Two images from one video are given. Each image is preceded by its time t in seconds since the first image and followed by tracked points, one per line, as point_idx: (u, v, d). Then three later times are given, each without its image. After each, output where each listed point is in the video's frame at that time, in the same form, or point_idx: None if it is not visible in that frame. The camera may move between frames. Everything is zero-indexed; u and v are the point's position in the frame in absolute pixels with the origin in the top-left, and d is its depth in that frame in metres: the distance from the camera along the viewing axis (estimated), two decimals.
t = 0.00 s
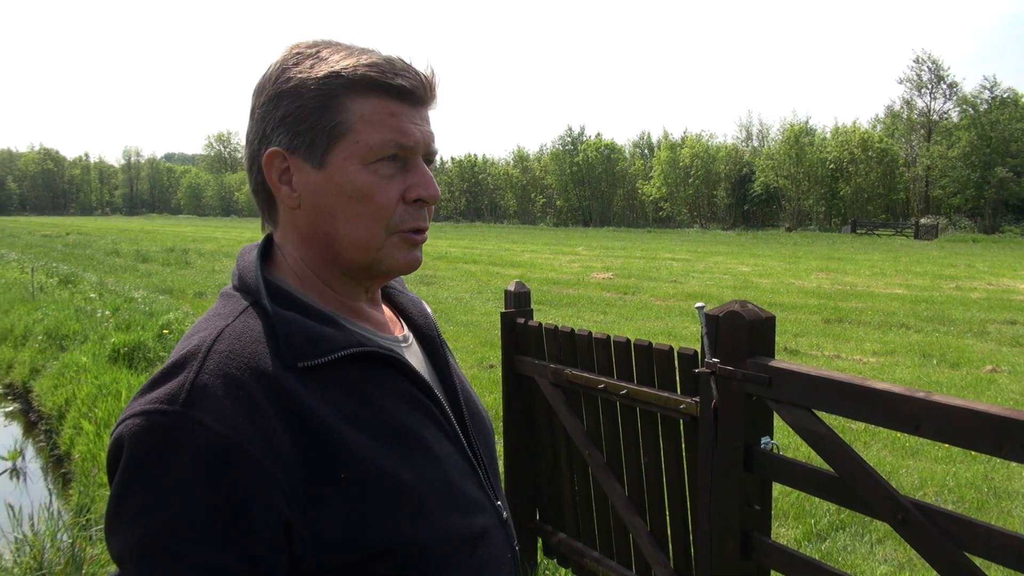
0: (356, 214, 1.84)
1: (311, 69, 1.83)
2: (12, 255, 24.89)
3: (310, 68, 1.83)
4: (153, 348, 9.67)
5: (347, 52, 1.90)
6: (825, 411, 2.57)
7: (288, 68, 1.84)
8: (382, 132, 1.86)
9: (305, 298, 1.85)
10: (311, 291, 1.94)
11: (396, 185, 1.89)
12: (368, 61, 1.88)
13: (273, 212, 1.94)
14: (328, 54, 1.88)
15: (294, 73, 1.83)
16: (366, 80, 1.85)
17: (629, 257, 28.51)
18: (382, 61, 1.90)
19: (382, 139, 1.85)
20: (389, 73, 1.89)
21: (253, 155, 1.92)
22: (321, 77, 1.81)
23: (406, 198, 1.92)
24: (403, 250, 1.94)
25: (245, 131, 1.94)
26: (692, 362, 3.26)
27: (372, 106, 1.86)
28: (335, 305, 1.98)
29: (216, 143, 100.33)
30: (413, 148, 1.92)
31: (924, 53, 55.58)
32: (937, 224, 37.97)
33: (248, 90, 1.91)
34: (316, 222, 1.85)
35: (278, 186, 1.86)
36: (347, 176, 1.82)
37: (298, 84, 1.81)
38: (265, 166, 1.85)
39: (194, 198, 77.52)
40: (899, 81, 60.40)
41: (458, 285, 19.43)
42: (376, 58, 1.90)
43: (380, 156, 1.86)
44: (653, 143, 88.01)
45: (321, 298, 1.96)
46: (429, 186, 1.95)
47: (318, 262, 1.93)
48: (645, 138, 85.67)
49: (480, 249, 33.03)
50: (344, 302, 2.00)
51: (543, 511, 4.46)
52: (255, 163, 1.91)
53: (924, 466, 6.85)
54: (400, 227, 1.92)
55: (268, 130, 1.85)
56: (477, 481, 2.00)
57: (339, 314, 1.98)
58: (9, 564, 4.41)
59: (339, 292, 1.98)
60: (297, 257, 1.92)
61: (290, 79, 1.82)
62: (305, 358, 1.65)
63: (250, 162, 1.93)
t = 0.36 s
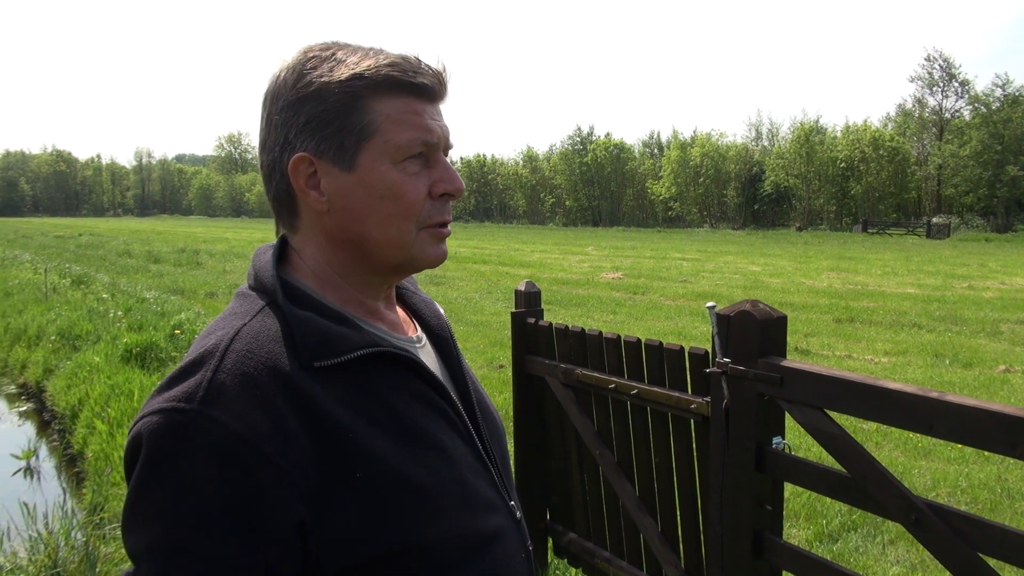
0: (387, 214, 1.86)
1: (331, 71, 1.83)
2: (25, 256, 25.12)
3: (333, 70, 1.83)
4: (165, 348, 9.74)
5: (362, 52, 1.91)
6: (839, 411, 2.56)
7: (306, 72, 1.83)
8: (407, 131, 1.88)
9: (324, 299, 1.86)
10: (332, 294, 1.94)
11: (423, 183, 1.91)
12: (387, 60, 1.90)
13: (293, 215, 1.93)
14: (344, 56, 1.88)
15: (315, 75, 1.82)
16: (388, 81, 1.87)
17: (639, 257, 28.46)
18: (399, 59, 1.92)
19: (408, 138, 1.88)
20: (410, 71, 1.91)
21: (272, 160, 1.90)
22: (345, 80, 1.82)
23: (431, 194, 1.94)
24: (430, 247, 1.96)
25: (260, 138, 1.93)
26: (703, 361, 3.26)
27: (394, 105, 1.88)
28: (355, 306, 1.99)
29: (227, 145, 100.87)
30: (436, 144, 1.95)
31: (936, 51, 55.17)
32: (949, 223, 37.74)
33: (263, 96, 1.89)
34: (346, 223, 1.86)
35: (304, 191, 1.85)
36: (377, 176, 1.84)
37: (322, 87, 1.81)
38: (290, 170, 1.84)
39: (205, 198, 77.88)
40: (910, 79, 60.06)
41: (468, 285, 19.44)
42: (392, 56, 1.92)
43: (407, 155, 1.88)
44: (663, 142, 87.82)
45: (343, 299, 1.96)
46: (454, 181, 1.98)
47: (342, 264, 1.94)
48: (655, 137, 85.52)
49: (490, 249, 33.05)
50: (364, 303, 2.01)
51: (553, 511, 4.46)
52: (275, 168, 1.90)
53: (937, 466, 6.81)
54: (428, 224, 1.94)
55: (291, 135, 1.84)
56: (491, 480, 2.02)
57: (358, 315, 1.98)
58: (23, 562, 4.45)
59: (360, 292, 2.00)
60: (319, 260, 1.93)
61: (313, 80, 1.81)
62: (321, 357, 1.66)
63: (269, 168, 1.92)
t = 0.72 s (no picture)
0: (392, 212, 1.87)
1: (335, 70, 1.83)
2: (33, 256, 25.22)
3: (336, 68, 1.83)
4: (171, 347, 9.77)
5: (364, 51, 1.91)
6: (845, 410, 2.56)
7: (311, 70, 1.84)
8: (411, 128, 1.89)
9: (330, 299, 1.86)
10: (334, 296, 1.94)
11: (425, 181, 1.92)
12: (389, 59, 1.90)
13: (296, 216, 1.93)
14: (347, 55, 1.89)
15: (318, 74, 1.82)
16: (392, 79, 1.87)
17: (644, 256, 28.39)
18: (401, 58, 1.92)
19: (413, 135, 1.88)
20: (413, 70, 1.92)
21: (275, 159, 1.89)
22: (351, 77, 1.82)
23: (435, 191, 1.95)
24: (433, 244, 1.97)
25: (262, 139, 1.93)
26: (708, 360, 3.25)
27: (398, 103, 1.89)
28: (358, 306, 1.99)
29: (233, 145, 101.13)
30: (438, 143, 1.96)
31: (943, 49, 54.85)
32: (956, 221, 37.53)
33: (264, 94, 1.89)
34: (352, 222, 1.87)
35: (308, 188, 1.85)
36: (383, 174, 1.84)
37: (326, 86, 1.81)
38: (295, 169, 1.84)
39: (211, 198, 78.04)
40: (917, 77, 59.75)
41: (473, 285, 19.42)
42: (395, 56, 1.92)
43: (411, 153, 1.89)
44: (668, 141, 87.59)
45: (346, 299, 1.96)
46: (456, 179, 1.99)
47: (345, 262, 1.94)
48: (660, 136, 85.33)
49: (495, 248, 33.03)
50: (367, 302, 2.01)
51: (559, 510, 4.46)
52: (278, 167, 1.89)
53: (944, 466, 6.78)
54: (431, 221, 1.95)
55: (295, 133, 1.84)
56: (500, 478, 2.01)
57: (362, 315, 1.98)
58: (31, 560, 4.46)
59: (364, 291, 1.99)
60: (322, 260, 1.93)
61: (316, 79, 1.82)
62: (330, 357, 1.66)
63: (272, 167, 1.91)
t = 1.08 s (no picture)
0: (407, 210, 1.88)
1: (351, 68, 1.83)
2: (35, 254, 25.24)
3: (352, 67, 1.83)
4: (173, 345, 9.78)
5: (374, 50, 1.91)
6: (846, 408, 2.55)
7: (326, 67, 1.82)
8: (425, 129, 1.91)
9: (336, 297, 1.86)
10: (340, 294, 1.94)
11: (436, 181, 1.94)
12: (401, 59, 1.91)
13: (303, 212, 1.91)
14: (359, 53, 1.88)
15: (333, 70, 1.81)
16: (408, 79, 1.89)
17: (645, 254, 28.37)
18: (412, 58, 1.93)
19: (426, 136, 1.90)
20: (427, 71, 1.94)
21: (285, 156, 1.86)
22: (369, 76, 1.83)
23: (444, 191, 1.98)
24: (442, 242, 1.99)
25: (267, 134, 1.89)
26: (710, 358, 3.25)
27: (411, 103, 1.90)
28: (363, 303, 1.99)
29: (235, 143, 101.16)
30: (446, 143, 1.98)
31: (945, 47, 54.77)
32: (957, 220, 37.49)
33: (272, 89, 1.85)
34: (367, 221, 1.87)
35: (323, 188, 1.84)
36: (399, 174, 1.86)
37: (343, 83, 1.80)
38: (310, 166, 1.82)
39: (212, 196, 78.05)
40: (919, 76, 59.63)
41: (474, 283, 19.42)
42: (407, 56, 1.93)
43: (425, 153, 1.91)
44: (670, 140, 87.52)
45: (351, 297, 1.96)
46: (463, 178, 2.02)
47: (353, 261, 1.94)
48: (662, 135, 85.29)
49: (496, 247, 32.99)
50: (373, 299, 2.01)
51: (560, 508, 4.46)
52: (288, 164, 1.86)
53: (945, 465, 6.78)
54: (440, 220, 1.97)
55: (309, 131, 1.81)
56: (503, 475, 2.02)
57: (365, 313, 1.98)
58: (33, 557, 4.47)
59: (370, 288, 2.00)
60: (330, 259, 1.93)
61: (331, 77, 1.80)
62: (338, 355, 1.67)
63: (279, 163, 1.88)
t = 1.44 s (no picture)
0: (412, 205, 1.90)
1: (356, 62, 1.83)
2: (31, 250, 25.20)
3: (356, 61, 1.83)
4: (170, 342, 9.76)
5: (373, 45, 1.91)
6: (844, 406, 2.56)
7: (331, 60, 1.82)
8: (426, 124, 1.93)
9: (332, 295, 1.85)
10: (335, 292, 1.93)
11: (436, 176, 1.97)
12: (401, 55, 1.93)
13: (301, 209, 1.90)
14: (360, 48, 1.89)
15: (337, 65, 1.80)
16: (412, 73, 1.90)
17: (643, 252, 28.38)
18: (410, 54, 1.95)
19: (428, 131, 1.93)
20: (427, 66, 1.96)
21: (287, 151, 1.83)
22: (375, 70, 1.84)
23: (442, 185, 2.01)
24: (441, 236, 2.01)
25: (264, 128, 1.86)
26: (708, 355, 3.25)
27: (413, 99, 1.92)
28: (360, 300, 1.98)
29: (232, 140, 100.92)
30: (445, 139, 2.01)
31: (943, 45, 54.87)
32: (955, 218, 37.58)
33: (272, 81, 1.83)
34: (372, 216, 1.87)
35: (330, 182, 1.82)
36: (406, 168, 1.88)
37: (351, 77, 1.81)
38: (317, 161, 1.80)
39: (210, 193, 77.92)
40: (916, 74, 59.73)
41: (472, 280, 19.41)
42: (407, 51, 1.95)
43: (428, 148, 1.93)
44: (668, 138, 87.57)
45: (346, 293, 1.95)
46: (458, 173, 2.05)
47: (352, 257, 1.94)
48: (660, 132, 85.34)
49: (494, 244, 32.99)
50: (370, 295, 2.01)
51: (558, 505, 4.46)
52: (290, 159, 1.83)
53: (942, 462, 6.79)
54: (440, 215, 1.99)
55: (316, 124, 1.80)
56: (499, 470, 2.02)
57: (359, 309, 1.97)
58: (30, 554, 4.45)
59: (367, 285, 1.99)
60: (329, 256, 1.92)
61: (336, 71, 1.79)
62: (330, 354, 1.66)
63: (277, 158, 1.86)
